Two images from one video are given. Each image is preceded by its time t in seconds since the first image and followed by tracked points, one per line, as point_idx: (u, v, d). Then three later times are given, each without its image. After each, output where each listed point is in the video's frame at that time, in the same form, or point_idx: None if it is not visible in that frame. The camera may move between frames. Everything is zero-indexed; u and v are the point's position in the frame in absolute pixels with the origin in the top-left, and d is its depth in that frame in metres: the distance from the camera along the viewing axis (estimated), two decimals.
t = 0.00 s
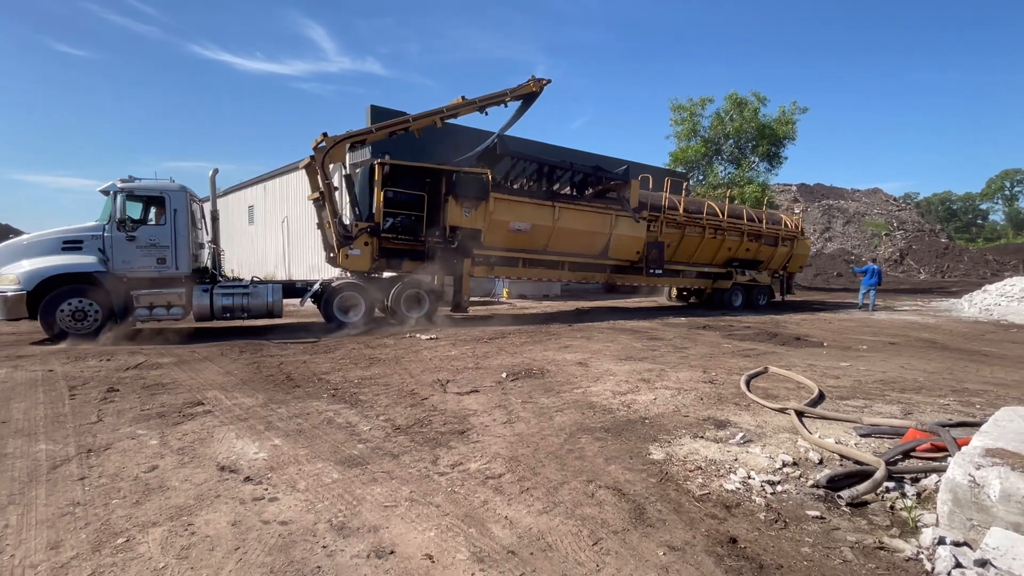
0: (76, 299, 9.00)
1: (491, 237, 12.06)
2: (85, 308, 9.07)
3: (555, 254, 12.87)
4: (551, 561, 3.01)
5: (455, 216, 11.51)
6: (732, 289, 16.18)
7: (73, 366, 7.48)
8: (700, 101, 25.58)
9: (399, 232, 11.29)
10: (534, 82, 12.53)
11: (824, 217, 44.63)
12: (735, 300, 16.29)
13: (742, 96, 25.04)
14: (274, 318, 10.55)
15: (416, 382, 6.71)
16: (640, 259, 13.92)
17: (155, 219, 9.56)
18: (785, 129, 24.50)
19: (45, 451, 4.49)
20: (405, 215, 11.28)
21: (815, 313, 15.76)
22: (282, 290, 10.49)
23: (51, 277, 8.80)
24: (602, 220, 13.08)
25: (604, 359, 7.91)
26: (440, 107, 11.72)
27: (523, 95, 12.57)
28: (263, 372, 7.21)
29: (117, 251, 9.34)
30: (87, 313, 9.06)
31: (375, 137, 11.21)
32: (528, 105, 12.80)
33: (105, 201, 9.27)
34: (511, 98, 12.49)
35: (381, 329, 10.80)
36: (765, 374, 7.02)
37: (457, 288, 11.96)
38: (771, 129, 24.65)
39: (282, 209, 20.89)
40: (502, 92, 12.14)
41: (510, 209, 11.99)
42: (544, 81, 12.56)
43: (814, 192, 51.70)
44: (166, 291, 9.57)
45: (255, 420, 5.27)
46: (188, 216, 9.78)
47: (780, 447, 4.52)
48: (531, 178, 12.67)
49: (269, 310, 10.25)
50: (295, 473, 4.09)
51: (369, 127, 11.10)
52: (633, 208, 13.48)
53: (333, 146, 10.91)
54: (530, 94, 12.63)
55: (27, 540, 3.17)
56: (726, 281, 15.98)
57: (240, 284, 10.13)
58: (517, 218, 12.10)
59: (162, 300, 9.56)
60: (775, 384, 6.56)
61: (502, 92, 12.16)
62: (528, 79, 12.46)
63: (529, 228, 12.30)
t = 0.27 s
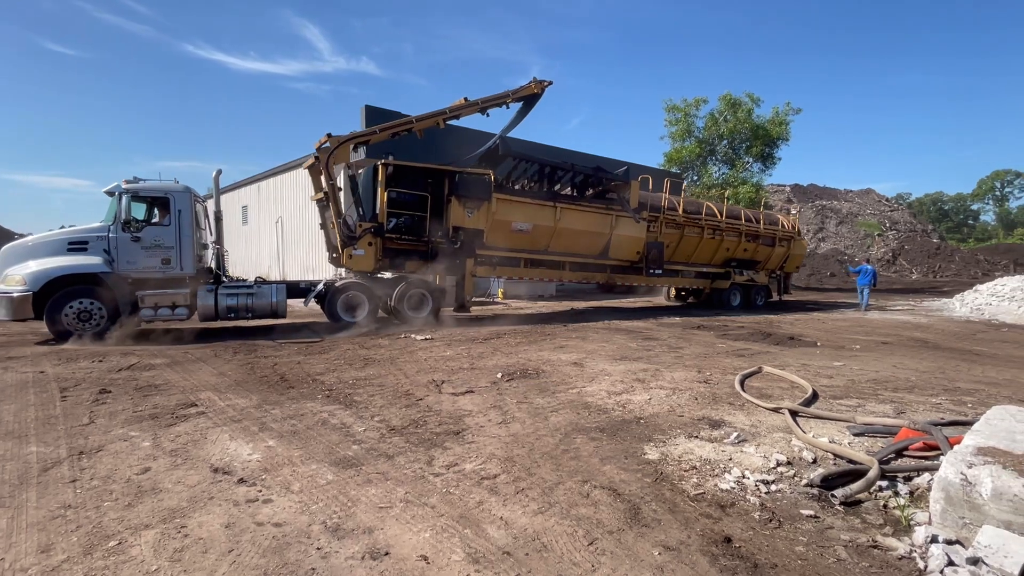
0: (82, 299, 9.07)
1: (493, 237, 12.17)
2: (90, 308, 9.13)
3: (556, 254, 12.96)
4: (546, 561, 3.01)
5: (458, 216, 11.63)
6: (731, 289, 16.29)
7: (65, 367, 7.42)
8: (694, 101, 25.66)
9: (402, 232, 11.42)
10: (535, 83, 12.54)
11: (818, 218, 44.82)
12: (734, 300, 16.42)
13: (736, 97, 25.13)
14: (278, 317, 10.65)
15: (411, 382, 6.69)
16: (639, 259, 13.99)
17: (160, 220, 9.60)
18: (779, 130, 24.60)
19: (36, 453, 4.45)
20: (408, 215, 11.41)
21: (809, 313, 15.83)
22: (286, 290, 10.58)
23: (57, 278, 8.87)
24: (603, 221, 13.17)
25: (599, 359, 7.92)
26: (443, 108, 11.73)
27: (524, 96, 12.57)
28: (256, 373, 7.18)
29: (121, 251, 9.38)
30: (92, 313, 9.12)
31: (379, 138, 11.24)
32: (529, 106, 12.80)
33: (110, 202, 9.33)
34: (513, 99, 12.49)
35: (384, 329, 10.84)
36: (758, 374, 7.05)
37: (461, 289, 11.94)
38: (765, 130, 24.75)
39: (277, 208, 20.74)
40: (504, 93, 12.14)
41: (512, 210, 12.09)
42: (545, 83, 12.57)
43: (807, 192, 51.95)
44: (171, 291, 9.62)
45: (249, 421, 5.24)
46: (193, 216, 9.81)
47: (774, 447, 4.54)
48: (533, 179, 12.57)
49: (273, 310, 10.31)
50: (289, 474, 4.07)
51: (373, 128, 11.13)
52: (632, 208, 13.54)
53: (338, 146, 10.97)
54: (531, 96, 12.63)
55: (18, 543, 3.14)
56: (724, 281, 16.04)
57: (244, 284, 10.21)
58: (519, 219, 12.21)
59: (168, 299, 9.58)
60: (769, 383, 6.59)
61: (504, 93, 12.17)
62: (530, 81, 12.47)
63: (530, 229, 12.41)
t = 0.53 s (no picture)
0: (87, 300, 9.07)
1: (495, 237, 12.19)
2: (95, 309, 9.14)
3: (558, 254, 12.99)
4: (542, 561, 3.01)
5: (461, 217, 11.65)
6: (729, 289, 16.38)
7: (57, 368, 7.36)
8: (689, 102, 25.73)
9: (406, 232, 11.45)
10: (536, 85, 12.54)
11: (811, 218, 45.01)
12: (733, 300, 16.53)
13: (731, 98, 25.23)
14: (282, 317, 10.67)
15: (406, 383, 6.68)
16: (639, 260, 14.05)
17: (165, 220, 9.60)
18: (773, 131, 24.71)
19: (27, 454, 4.41)
20: (412, 215, 11.45)
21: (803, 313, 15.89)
22: (291, 290, 10.57)
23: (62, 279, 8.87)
24: (603, 221, 13.19)
25: (594, 359, 7.93)
26: (444, 109, 11.73)
27: (525, 97, 12.57)
28: (251, 374, 7.14)
29: (127, 252, 9.37)
30: (97, 314, 9.13)
31: (381, 139, 11.25)
32: (530, 108, 12.79)
33: (116, 203, 9.33)
34: (514, 100, 12.49)
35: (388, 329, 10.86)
36: (753, 374, 7.07)
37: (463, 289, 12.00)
38: (759, 131, 24.85)
39: (272, 208, 20.60)
40: (505, 94, 12.13)
41: (514, 210, 12.11)
42: (546, 84, 12.57)
43: (801, 193, 52.21)
44: (176, 291, 9.62)
45: (243, 422, 5.22)
46: (197, 217, 9.81)
47: (768, 446, 4.56)
48: (535, 180, 12.50)
49: (278, 310, 10.30)
50: (283, 475, 4.05)
51: (376, 129, 11.14)
52: (632, 209, 13.60)
53: (341, 147, 11.00)
54: (532, 97, 12.63)
55: (9, 546, 3.11)
56: (722, 281, 16.10)
57: (249, 284, 10.20)
58: (521, 219, 12.24)
59: (173, 300, 9.60)
60: (763, 383, 6.61)
61: (506, 94, 12.16)
62: (531, 82, 12.47)
63: (532, 229, 12.43)
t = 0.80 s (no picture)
0: (93, 300, 9.11)
1: (497, 237, 12.27)
2: (101, 309, 9.17)
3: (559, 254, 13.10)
4: (537, 561, 3.02)
5: (463, 218, 11.72)
6: (726, 289, 16.43)
7: (49, 369, 7.31)
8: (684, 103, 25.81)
9: (409, 232, 11.52)
10: (538, 87, 12.57)
11: (805, 218, 45.21)
12: (729, 300, 16.56)
13: (725, 99, 25.32)
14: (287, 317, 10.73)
15: (401, 383, 6.67)
16: (639, 260, 14.15)
17: (170, 220, 9.67)
18: (767, 132, 24.82)
19: (19, 456, 4.39)
20: (415, 215, 11.52)
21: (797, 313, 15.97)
22: (295, 289, 10.68)
23: (68, 279, 8.89)
24: (603, 222, 13.30)
25: (589, 359, 7.94)
26: (447, 110, 11.75)
27: (527, 99, 12.59)
28: (245, 374, 7.12)
29: (132, 252, 9.44)
30: (103, 313, 9.16)
31: (385, 140, 11.26)
32: (532, 110, 12.81)
33: (122, 203, 9.40)
34: (516, 102, 12.50)
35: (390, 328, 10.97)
36: (747, 374, 7.11)
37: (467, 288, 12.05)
38: (753, 132, 24.96)
39: (266, 207, 20.52)
40: (507, 95, 12.15)
41: (516, 210, 12.19)
42: (548, 85, 12.60)
43: (794, 193, 52.44)
44: (182, 291, 9.68)
45: (237, 423, 5.20)
46: (202, 217, 9.89)
47: (762, 445, 4.58)
48: (536, 180, 12.60)
49: (282, 310, 10.41)
50: (278, 476, 4.04)
51: (380, 129, 11.15)
52: (632, 209, 13.69)
53: (345, 147, 11.04)
54: (533, 99, 12.65)
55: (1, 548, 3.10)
56: (720, 281, 16.19)
57: (253, 284, 10.30)
58: (522, 219, 12.33)
59: (178, 300, 9.66)
60: (757, 382, 6.65)
61: (508, 95, 12.18)
62: (532, 83, 12.49)
63: (534, 229, 12.53)
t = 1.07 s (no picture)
0: (99, 299, 9.07)
1: (499, 238, 12.36)
2: (107, 309, 9.12)
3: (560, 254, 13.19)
4: (532, 560, 3.03)
5: (466, 218, 11.81)
6: (725, 289, 16.50)
7: (41, 369, 7.26)
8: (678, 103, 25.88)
9: (413, 232, 11.62)
10: (540, 88, 12.59)
11: (799, 219, 45.38)
12: (728, 300, 16.64)
13: (719, 100, 25.41)
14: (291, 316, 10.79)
15: (396, 383, 6.67)
16: (639, 260, 14.25)
17: (175, 221, 9.70)
18: (761, 133, 24.95)
19: (11, 457, 4.36)
20: (419, 216, 11.61)
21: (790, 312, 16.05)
22: (299, 289, 10.74)
23: (74, 278, 8.89)
24: (604, 222, 13.38)
25: (584, 359, 7.96)
26: (450, 111, 11.75)
27: (529, 100, 12.61)
28: (239, 375, 7.09)
29: (138, 252, 9.46)
30: (109, 313, 9.11)
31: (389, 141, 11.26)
32: (534, 111, 12.83)
33: (128, 203, 9.43)
34: (519, 103, 12.52)
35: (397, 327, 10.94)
36: (741, 373, 7.14)
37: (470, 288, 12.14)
38: (748, 132, 25.07)
39: (260, 207, 20.46)
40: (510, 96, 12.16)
41: (518, 211, 12.27)
42: (550, 87, 12.62)
43: (788, 194, 52.66)
44: (187, 291, 9.74)
45: (231, 423, 5.18)
46: (207, 217, 9.93)
47: (755, 445, 4.61)
48: (538, 180, 12.79)
49: (286, 310, 10.47)
50: (273, 476, 4.03)
51: (384, 130, 11.15)
52: (633, 210, 13.80)
53: (350, 148, 11.03)
54: (535, 100, 12.67)
55: None
56: (718, 281, 16.27)
57: (257, 284, 10.35)
58: (524, 220, 12.41)
59: (183, 299, 9.71)
60: (751, 382, 6.69)
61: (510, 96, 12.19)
62: (535, 85, 12.51)
63: (535, 230, 12.62)
